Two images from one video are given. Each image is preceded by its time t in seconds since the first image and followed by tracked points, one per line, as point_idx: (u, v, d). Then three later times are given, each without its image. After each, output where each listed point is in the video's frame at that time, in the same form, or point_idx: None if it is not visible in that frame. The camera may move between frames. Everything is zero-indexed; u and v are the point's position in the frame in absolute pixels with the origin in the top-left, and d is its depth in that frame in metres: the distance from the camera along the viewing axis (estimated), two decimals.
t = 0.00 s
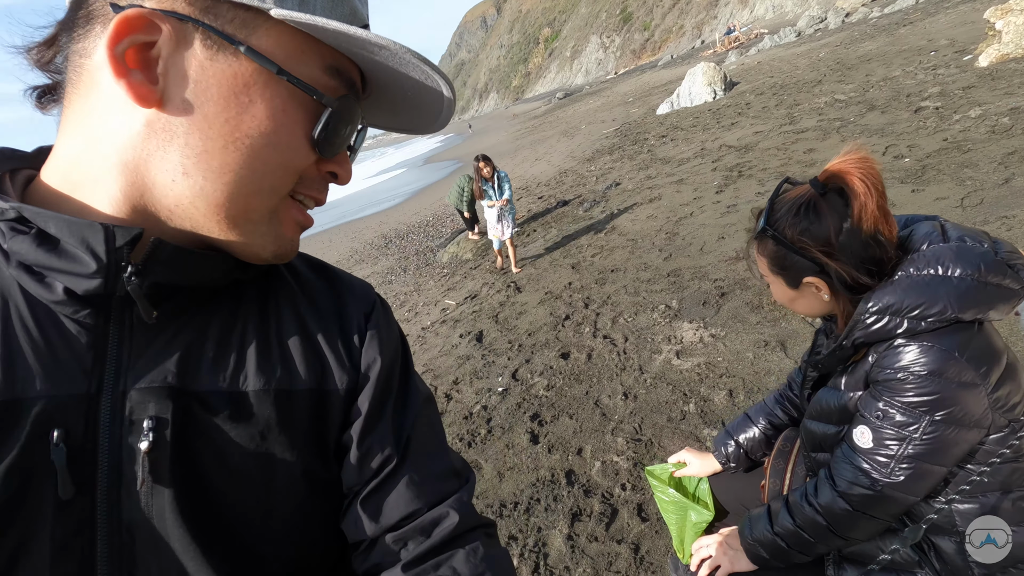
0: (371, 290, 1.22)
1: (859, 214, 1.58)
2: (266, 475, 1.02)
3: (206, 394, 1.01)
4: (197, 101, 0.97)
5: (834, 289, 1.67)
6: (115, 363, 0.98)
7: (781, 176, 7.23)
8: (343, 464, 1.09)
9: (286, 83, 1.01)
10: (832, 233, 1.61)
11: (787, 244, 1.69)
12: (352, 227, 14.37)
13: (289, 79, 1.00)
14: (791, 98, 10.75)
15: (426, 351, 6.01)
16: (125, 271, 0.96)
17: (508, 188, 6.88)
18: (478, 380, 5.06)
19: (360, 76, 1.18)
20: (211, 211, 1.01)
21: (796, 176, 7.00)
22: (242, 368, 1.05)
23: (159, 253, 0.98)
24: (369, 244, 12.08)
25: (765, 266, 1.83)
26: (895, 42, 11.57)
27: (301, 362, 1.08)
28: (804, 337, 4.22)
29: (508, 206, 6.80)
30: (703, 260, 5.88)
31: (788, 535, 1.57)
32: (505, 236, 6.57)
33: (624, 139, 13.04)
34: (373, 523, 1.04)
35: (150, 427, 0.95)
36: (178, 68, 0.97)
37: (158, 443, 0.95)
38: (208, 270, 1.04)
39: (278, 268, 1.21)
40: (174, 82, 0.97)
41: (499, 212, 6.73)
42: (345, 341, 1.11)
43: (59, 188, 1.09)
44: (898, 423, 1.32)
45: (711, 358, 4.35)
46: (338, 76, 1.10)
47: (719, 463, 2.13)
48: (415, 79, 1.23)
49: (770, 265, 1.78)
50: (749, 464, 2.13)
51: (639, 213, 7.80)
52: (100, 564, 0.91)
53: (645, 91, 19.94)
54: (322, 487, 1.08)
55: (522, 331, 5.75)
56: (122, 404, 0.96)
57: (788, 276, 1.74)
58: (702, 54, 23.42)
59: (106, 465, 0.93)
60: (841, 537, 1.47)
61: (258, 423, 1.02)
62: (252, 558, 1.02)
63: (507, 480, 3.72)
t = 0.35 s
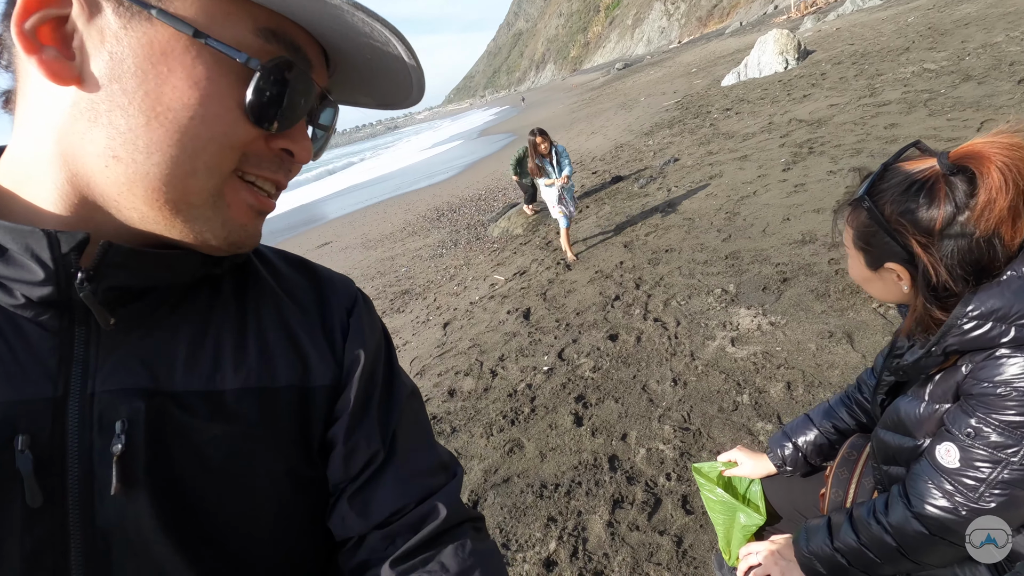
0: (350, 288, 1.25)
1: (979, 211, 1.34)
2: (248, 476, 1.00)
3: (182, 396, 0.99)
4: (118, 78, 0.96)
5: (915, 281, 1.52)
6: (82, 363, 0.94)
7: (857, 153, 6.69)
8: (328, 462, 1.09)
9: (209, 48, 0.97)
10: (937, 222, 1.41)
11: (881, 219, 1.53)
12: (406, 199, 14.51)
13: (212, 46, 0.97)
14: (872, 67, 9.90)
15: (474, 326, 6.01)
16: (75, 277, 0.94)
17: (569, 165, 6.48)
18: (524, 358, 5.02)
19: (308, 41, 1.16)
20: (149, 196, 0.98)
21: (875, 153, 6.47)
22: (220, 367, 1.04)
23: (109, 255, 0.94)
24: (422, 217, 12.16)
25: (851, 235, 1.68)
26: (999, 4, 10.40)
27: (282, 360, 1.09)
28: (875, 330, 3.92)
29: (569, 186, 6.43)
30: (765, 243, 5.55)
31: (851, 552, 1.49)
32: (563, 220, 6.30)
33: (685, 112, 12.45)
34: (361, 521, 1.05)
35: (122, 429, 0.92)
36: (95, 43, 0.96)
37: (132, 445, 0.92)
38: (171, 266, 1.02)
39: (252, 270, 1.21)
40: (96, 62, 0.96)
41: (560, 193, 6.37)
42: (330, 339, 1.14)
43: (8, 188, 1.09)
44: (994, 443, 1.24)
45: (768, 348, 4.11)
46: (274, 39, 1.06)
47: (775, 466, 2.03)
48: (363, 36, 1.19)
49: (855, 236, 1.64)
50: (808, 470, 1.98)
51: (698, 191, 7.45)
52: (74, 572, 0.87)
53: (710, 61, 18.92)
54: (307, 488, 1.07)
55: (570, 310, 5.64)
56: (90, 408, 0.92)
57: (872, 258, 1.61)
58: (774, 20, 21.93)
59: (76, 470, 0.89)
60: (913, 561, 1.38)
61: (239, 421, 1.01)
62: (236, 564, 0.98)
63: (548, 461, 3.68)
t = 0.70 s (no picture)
0: (365, 272, 1.24)
1: None
2: (262, 458, 1.00)
3: (198, 377, 0.99)
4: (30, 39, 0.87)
5: (977, 271, 1.43)
6: (101, 347, 0.95)
7: (915, 134, 6.32)
8: (342, 446, 1.09)
9: None
10: (1012, 211, 1.30)
11: (950, 201, 1.43)
12: (443, 177, 14.56)
13: None
14: (938, 41, 9.28)
15: (507, 306, 6.02)
16: (79, 272, 0.93)
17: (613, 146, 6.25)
18: (556, 340, 5.01)
19: None
20: (81, 163, 0.87)
21: (936, 134, 6.09)
22: (234, 350, 1.04)
23: (110, 250, 0.92)
24: (458, 195, 12.19)
25: (915, 214, 1.58)
26: None
27: (296, 343, 1.08)
28: (926, 323, 3.74)
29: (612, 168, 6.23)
30: (811, 228, 5.34)
31: (887, 556, 1.45)
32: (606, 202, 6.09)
33: (731, 89, 12.00)
34: (375, 503, 1.05)
35: (140, 410, 0.92)
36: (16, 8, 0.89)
37: (150, 425, 0.93)
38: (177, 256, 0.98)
39: (267, 252, 1.19)
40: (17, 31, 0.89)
41: (601, 175, 6.18)
42: (343, 323, 1.13)
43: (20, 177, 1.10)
44: None
45: (810, 337, 3.98)
46: None
47: (810, 462, 1.98)
48: None
49: (919, 215, 1.55)
50: (846, 468, 1.93)
51: (741, 173, 7.20)
52: (98, 548, 0.89)
53: (761, 35, 18.11)
54: (322, 471, 1.08)
55: (604, 293, 5.58)
56: (109, 388, 0.93)
57: (933, 242, 1.52)
58: None
59: (97, 448, 0.90)
60: (954, 568, 1.32)
61: (254, 405, 1.01)
62: (252, 542, 1.01)
63: (578, 444, 3.68)
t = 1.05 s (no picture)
0: (387, 281, 1.25)
1: None
2: (284, 473, 1.03)
3: (222, 394, 1.01)
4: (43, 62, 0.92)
5: (993, 269, 1.42)
6: (129, 362, 0.98)
7: (929, 109, 6.19)
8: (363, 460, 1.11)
9: None
10: None
11: (964, 198, 1.42)
12: (446, 151, 14.38)
13: None
14: (956, 11, 9.01)
15: (512, 283, 6.00)
16: (107, 293, 0.95)
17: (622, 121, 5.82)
18: (561, 319, 5.01)
19: None
20: (97, 179, 0.92)
21: (950, 109, 5.96)
22: (257, 364, 1.06)
23: (138, 271, 0.94)
24: (462, 169, 12.05)
25: (931, 211, 1.57)
26: None
27: (318, 357, 1.10)
28: (932, 305, 3.72)
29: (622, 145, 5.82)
30: (819, 207, 5.27)
31: (889, 545, 1.48)
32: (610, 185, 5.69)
33: (741, 60, 11.72)
34: (393, 516, 1.09)
35: (165, 426, 0.95)
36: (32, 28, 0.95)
37: (176, 441, 0.95)
38: (200, 272, 1.00)
39: (291, 264, 1.21)
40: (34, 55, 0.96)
41: (609, 153, 5.79)
42: (366, 334, 1.15)
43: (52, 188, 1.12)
44: None
45: (815, 319, 3.97)
46: None
47: (814, 450, 2.00)
48: None
49: (934, 213, 1.54)
50: (851, 456, 1.95)
51: (749, 148, 7.08)
52: (128, 556, 0.93)
53: (772, 3, 17.59)
54: (344, 483, 1.10)
55: (609, 271, 5.56)
56: (137, 403, 0.96)
57: (949, 238, 1.50)
58: None
59: (126, 461, 0.94)
60: (954, 559, 1.36)
61: (276, 420, 1.02)
62: (275, 552, 1.04)
63: (582, 423, 3.72)
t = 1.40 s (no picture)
0: (365, 287, 1.28)
1: (1000, 189, 1.30)
2: (264, 483, 1.05)
3: (198, 408, 1.03)
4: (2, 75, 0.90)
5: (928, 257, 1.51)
6: (98, 380, 0.98)
7: (875, 99, 6.46)
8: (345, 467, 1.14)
9: None
10: (958, 196, 1.36)
11: (900, 192, 1.49)
12: (409, 145, 14.21)
13: None
14: (898, 4, 9.39)
15: (479, 278, 6.00)
16: (74, 312, 0.95)
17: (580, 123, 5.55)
18: (529, 312, 5.05)
19: None
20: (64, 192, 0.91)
21: (894, 100, 6.23)
22: (233, 376, 1.07)
23: (106, 288, 0.94)
24: (425, 164, 11.94)
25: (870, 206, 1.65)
26: None
27: (296, 366, 1.12)
28: (881, 288, 3.91)
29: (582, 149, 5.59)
30: (775, 196, 5.45)
31: (843, 519, 1.57)
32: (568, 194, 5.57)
33: (698, 53, 11.94)
34: (377, 522, 1.10)
35: (139, 444, 0.96)
36: None
37: (149, 459, 0.96)
38: (172, 286, 1.01)
39: (266, 273, 1.22)
40: None
41: (569, 158, 5.57)
42: (343, 340, 1.17)
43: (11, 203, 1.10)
44: (994, 426, 1.29)
45: (773, 304, 4.12)
46: None
47: (774, 433, 2.11)
48: None
49: (874, 207, 1.62)
50: (808, 436, 2.06)
51: (708, 139, 7.25)
52: None
53: None
54: (326, 490, 1.13)
55: (575, 264, 5.62)
56: (108, 423, 0.96)
57: (888, 230, 1.58)
58: None
59: (98, 482, 0.95)
60: (903, 530, 1.45)
61: (254, 433, 1.04)
62: (257, 562, 1.06)
63: (553, 415, 3.77)
